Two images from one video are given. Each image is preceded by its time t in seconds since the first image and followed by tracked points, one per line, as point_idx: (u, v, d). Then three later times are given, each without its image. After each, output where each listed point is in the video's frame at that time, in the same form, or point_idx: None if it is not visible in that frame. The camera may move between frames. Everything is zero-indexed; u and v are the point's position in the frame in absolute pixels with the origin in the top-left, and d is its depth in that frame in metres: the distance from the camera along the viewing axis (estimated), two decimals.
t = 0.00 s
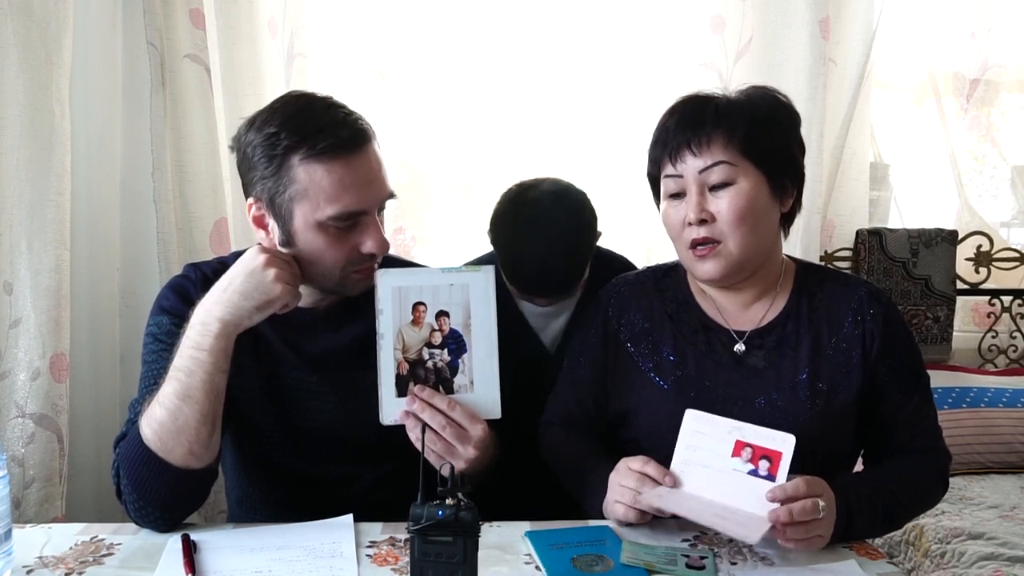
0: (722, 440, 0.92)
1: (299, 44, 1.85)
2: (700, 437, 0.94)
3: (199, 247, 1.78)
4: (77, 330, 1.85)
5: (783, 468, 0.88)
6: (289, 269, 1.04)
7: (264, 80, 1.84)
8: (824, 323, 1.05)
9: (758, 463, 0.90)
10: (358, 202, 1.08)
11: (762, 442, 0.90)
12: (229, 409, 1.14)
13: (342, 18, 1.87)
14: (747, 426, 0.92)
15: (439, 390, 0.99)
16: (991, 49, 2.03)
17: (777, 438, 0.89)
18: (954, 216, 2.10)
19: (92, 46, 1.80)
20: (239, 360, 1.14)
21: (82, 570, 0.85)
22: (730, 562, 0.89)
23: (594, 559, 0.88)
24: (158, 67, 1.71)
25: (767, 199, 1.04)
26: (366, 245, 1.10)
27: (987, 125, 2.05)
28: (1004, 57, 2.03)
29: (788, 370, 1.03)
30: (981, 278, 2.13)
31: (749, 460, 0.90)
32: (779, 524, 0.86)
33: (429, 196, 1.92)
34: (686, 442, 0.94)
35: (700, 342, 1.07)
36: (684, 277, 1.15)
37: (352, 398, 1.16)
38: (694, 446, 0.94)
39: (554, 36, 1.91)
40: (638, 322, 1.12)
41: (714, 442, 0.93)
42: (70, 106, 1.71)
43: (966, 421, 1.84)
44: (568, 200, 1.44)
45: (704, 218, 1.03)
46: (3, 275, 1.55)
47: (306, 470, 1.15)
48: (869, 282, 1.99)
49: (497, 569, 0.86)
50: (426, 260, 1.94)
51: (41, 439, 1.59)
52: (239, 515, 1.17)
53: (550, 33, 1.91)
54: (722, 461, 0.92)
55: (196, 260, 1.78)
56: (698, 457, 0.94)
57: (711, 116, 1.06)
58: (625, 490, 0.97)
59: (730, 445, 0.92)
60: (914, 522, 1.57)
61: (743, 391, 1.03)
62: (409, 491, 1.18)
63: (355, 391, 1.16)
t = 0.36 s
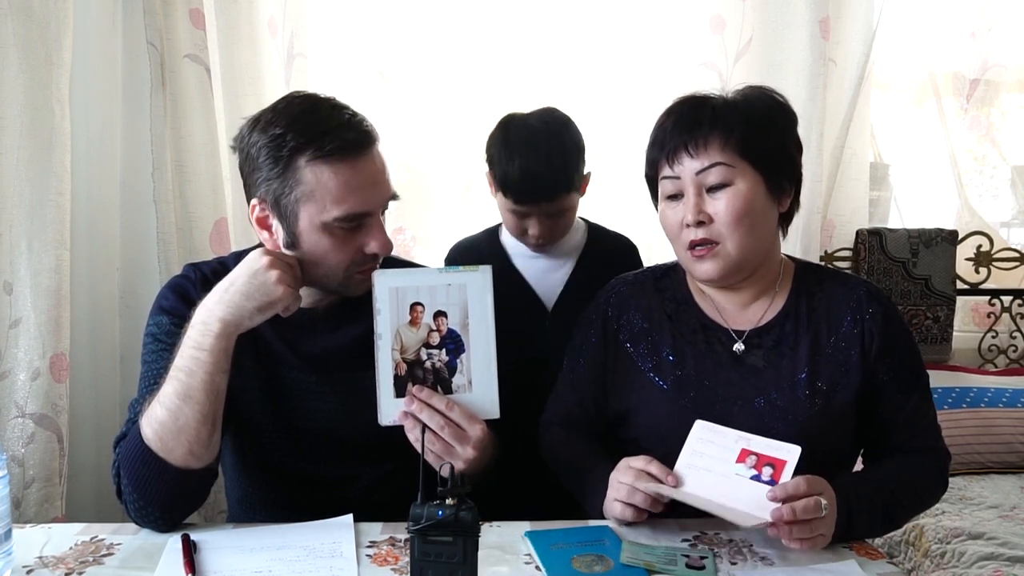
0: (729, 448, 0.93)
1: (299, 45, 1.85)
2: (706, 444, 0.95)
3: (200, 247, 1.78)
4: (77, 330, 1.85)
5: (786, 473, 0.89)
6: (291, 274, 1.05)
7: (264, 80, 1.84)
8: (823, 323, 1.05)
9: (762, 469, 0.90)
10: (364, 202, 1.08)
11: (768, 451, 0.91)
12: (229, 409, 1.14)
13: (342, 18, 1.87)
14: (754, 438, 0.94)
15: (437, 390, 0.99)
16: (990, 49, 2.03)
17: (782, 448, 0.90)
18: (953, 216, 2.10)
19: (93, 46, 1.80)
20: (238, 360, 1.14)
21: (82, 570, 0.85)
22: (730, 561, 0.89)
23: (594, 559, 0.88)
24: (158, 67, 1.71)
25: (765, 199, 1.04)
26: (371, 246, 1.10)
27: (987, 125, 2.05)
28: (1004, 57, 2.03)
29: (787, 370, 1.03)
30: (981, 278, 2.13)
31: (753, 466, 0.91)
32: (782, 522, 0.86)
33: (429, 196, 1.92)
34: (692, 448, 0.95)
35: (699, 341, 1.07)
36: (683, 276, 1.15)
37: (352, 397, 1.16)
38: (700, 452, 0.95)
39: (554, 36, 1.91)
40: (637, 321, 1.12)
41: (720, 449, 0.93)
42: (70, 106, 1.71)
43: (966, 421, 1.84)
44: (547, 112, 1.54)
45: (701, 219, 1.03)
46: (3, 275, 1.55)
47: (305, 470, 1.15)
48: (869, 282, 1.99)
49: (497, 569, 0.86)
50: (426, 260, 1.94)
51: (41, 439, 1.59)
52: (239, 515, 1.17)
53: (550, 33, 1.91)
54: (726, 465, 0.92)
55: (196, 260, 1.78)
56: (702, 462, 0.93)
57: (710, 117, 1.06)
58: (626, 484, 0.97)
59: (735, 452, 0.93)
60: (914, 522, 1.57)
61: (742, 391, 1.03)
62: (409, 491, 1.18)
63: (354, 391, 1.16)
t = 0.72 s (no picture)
0: (727, 445, 0.93)
1: (299, 45, 1.85)
2: (704, 443, 0.95)
3: (200, 247, 1.78)
4: (77, 330, 1.85)
5: (785, 472, 0.89)
6: (292, 273, 1.04)
7: (264, 80, 1.84)
8: (822, 323, 1.05)
9: (761, 467, 0.90)
10: (362, 198, 1.08)
11: (766, 448, 0.91)
12: (229, 409, 1.14)
13: (342, 18, 1.87)
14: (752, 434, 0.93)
15: (437, 390, 0.99)
16: (990, 49, 2.03)
17: (781, 445, 0.90)
18: (953, 216, 2.10)
19: (93, 46, 1.80)
20: (238, 360, 1.14)
21: (82, 570, 0.85)
22: (730, 561, 0.89)
23: (594, 559, 0.88)
24: (158, 66, 1.71)
25: (768, 200, 1.04)
26: (371, 243, 1.10)
27: (987, 125, 2.05)
28: (1004, 57, 2.03)
29: (786, 370, 1.03)
30: (981, 278, 2.13)
31: (752, 464, 0.91)
32: (783, 521, 0.87)
33: (429, 196, 1.93)
34: (691, 445, 0.95)
35: (698, 341, 1.07)
36: (683, 277, 1.15)
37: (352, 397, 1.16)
38: (699, 449, 0.95)
39: (554, 36, 1.91)
40: (637, 322, 1.12)
41: (719, 447, 0.93)
42: (69, 107, 1.72)
43: (966, 421, 1.84)
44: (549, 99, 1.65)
45: (706, 220, 1.02)
46: (3, 275, 1.55)
47: (305, 470, 1.15)
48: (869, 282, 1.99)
49: (497, 569, 0.86)
50: (426, 260, 1.94)
51: (41, 439, 1.59)
52: (239, 515, 1.17)
53: (550, 33, 1.91)
54: (724, 464, 0.92)
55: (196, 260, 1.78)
56: (701, 460, 0.94)
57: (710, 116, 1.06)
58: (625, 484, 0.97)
59: (733, 450, 0.93)
60: (914, 522, 1.57)
61: (741, 391, 1.03)
62: (409, 491, 1.18)
63: (354, 391, 1.16)
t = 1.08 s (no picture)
0: (722, 441, 0.93)
1: (299, 45, 1.85)
2: (700, 439, 0.95)
3: (200, 247, 1.78)
4: (77, 330, 1.85)
5: (781, 469, 0.89)
6: (295, 279, 1.04)
7: (264, 80, 1.84)
8: (821, 323, 1.05)
9: (757, 464, 0.90)
10: (350, 190, 1.07)
11: (762, 444, 0.91)
12: (229, 409, 1.14)
13: (342, 18, 1.87)
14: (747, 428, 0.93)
15: (440, 391, 0.99)
16: (990, 49, 2.03)
17: (776, 441, 0.89)
18: (953, 216, 2.10)
19: (93, 46, 1.80)
20: (238, 360, 1.14)
21: (82, 570, 0.85)
22: (730, 562, 0.89)
23: (594, 559, 0.88)
24: (158, 66, 1.70)
25: (769, 199, 1.05)
26: (360, 237, 1.08)
27: (987, 125, 2.05)
28: (1004, 57, 2.03)
29: (785, 370, 1.03)
30: (981, 278, 2.13)
31: (748, 461, 0.91)
32: (782, 521, 0.87)
33: (429, 196, 1.92)
34: (687, 441, 0.95)
35: (698, 341, 1.07)
36: (682, 278, 1.15)
37: (353, 397, 1.16)
38: (694, 445, 0.95)
39: (553, 36, 1.91)
40: (636, 323, 1.12)
41: (714, 442, 0.93)
42: (69, 107, 1.72)
43: (966, 421, 1.84)
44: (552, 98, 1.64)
45: (708, 217, 1.02)
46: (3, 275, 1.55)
47: (306, 470, 1.15)
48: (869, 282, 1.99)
49: (497, 569, 0.86)
50: (426, 260, 1.94)
51: (41, 439, 1.59)
52: (239, 515, 1.17)
53: (550, 33, 1.91)
54: (721, 460, 0.92)
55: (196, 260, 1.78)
56: (698, 457, 0.94)
57: (710, 117, 1.07)
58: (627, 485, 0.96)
59: (729, 446, 0.92)
60: (915, 522, 1.57)
61: (740, 391, 1.03)
62: (409, 491, 1.18)
63: (354, 391, 1.16)
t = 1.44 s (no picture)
0: (721, 444, 0.90)
1: (299, 45, 1.85)
2: (698, 442, 0.92)
3: (199, 246, 1.78)
4: (77, 330, 1.85)
5: (782, 470, 0.87)
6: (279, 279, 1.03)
7: (264, 80, 1.84)
8: (821, 323, 1.05)
9: (758, 467, 0.88)
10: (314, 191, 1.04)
11: (761, 445, 0.88)
12: (229, 409, 1.14)
13: (342, 18, 1.87)
14: (744, 429, 0.90)
15: (444, 386, 0.99)
16: (990, 49, 2.03)
17: (775, 442, 0.87)
18: (954, 216, 2.10)
19: (93, 46, 1.80)
20: (238, 360, 1.14)
21: (82, 570, 0.85)
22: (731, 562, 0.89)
23: (594, 559, 0.88)
24: (158, 67, 1.70)
25: (757, 204, 1.04)
26: (320, 239, 1.06)
27: (987, 125, 2.05)
28: (1004, 57, 2.03)
29: (785, 370, 1.03)
30: (981, 278, 2.12)
31: (748, 465, 0.88)
32: (784, 522, 0.87)
33: (429, 196, 1.92)
34: (685, 445, 0.92)
35: (698, 342, 1.07)
36: (681, 278, 1.15)
37: (352, 397, 1.16)
38: (692, 450, 0.92)
39: (554, 36, 1.91)
40: (637, 323, 1.12)
41: (712, 446, 0.91)
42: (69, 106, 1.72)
43: (967, 421, 1.84)
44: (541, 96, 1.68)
45: (690, 221, 1.03)
46: (3, 275, 1.55)
47: (307, 470, 1.15)
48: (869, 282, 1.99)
49: (497, 569, 0.85)
50: (426, 260, 1.94)
51: (41, 439, 1.59)
52: (239, 514, 1.17)
53: (549, 33, 1.91)
54: (721, 465, 0.90)
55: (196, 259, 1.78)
56: (697, 461, 0.92)
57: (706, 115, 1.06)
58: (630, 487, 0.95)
59: (728, 449, 0.90)
60: (914, 522, 1.57)
61: (740, 391, 1.03)
62: (409, 491, 1.18)
63: (355, 392, 1.16)
